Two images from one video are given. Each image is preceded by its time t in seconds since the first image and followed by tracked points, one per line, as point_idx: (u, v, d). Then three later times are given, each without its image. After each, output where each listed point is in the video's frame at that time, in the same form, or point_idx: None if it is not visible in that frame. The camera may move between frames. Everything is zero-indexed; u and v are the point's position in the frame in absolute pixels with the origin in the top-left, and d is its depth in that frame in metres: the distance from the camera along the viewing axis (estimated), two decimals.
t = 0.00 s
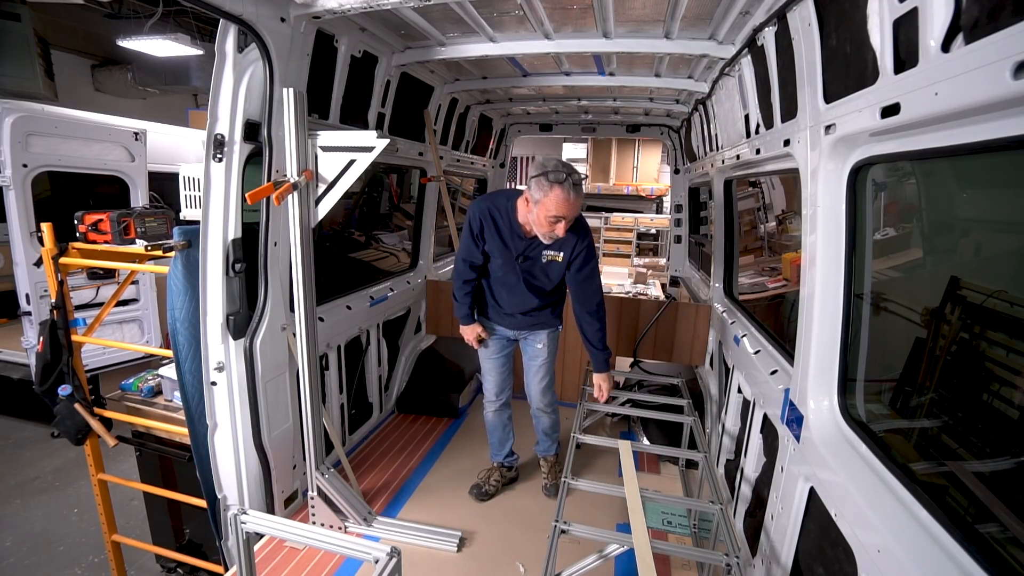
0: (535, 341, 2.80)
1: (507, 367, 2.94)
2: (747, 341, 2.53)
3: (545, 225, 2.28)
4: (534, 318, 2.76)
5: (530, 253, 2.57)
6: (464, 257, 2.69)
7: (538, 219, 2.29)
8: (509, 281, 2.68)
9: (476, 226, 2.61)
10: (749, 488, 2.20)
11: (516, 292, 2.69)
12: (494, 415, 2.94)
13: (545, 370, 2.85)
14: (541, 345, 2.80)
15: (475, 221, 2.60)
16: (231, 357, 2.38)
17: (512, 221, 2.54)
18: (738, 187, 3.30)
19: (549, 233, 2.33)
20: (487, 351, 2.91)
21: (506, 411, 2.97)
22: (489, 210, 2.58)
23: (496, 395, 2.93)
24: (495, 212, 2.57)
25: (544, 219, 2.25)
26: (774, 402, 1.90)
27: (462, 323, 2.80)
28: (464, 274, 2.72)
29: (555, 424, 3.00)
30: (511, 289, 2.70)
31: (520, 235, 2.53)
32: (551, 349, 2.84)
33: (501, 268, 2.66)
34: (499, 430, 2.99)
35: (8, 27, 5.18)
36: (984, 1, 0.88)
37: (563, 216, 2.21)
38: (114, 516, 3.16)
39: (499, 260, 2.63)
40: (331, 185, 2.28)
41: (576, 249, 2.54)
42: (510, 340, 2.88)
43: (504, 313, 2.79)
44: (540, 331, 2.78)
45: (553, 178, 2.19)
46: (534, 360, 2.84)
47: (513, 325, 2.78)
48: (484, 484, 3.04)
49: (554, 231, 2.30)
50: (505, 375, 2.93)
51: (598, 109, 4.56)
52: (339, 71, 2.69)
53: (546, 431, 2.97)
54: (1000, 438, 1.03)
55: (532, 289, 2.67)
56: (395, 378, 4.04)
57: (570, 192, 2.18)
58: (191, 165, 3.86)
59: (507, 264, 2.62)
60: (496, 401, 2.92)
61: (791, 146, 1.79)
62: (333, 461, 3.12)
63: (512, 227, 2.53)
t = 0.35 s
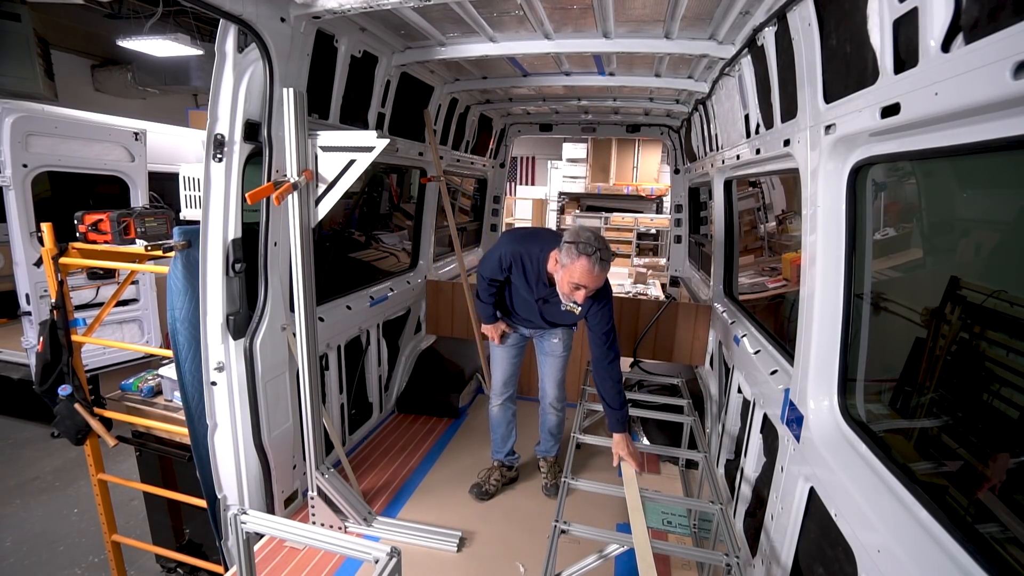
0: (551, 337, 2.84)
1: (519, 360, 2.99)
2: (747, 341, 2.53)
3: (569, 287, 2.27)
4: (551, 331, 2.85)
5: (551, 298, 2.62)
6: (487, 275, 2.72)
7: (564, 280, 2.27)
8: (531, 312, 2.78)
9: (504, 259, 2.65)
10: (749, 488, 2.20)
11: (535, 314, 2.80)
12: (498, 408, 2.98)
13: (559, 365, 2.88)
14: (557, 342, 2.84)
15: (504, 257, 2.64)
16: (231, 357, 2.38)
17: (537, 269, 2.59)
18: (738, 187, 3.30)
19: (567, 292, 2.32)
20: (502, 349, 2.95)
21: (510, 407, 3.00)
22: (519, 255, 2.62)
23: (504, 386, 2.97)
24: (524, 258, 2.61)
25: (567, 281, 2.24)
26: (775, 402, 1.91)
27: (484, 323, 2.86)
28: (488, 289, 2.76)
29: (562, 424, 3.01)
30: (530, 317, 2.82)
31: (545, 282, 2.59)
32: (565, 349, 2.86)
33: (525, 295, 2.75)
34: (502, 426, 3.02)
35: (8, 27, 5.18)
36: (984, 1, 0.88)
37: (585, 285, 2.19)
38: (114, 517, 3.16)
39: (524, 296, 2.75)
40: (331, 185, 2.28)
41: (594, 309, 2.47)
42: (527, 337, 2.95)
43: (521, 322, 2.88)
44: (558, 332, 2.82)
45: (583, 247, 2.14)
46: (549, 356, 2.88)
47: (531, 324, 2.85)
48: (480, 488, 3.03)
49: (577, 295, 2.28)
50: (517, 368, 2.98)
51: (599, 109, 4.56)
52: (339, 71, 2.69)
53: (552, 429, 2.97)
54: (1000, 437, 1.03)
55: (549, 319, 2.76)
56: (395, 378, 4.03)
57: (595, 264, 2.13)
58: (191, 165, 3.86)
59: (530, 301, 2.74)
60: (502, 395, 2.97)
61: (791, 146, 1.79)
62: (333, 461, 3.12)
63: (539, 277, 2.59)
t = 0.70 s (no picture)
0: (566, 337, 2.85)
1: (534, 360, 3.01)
2: (748, 341, 2.52)
3: (575, 212, 2.38)
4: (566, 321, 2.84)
5: (568, 258, 2.66)
6: (506, 255, 2.86)
7: (571, 208, 2.40)
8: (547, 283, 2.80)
9: (519, 229, 2.79)
10: (749, 488, 2.20)
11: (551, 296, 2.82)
12: (508, 405, 3.01)
13: (571, 367, 2.88)
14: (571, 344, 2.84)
15: (517, 225, 2.77)
16: (231, 357, 2.38)
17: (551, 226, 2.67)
18: (737, 187, 3.30)
19: (579, 222, 2.39)
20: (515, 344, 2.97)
21: (520, 405, 3.03)
22: (531, 216, 2.73)
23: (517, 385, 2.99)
24: (535, 217, 2.71)
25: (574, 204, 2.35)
26: (775, 402, 1.90)
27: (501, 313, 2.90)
28: (506, 276, 2.89)
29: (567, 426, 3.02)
30: (545, 291, 2.82)
31: (561, 240, 2.65)
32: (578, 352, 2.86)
33: (540, 269, 2.80)
34: (510, 423, 3.06)
35: (8, 27, 5.18)
36: (984, 1, 0.88)
37: (591, 201, 2.31)
38: (114, 517, 3.16)
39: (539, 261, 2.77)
40: (331, 185, 2.28)
41: (612, 256, 2.61)
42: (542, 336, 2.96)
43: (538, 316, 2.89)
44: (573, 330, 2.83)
45: (588, 165, 2.34)
46: (563, 357, 2.89)
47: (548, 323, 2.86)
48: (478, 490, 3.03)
49: (585, 220, 2.37)
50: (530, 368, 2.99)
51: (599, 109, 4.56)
52: (339, 71, 2.69)
53: (558, 429, 2.98)
54: (1000, 438, 1.03)
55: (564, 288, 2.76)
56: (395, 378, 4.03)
57: (600, 176, 2.30)
58: (190, 164, 3.86)
59: (545, 262, 2.75)
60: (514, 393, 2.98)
61: (791, 146, 1.79)
62: (333, 461, 3.12)
63: (553, 233, 2.66)
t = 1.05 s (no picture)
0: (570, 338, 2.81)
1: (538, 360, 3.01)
2: (747, 341, 2.53)
3: (568, 151, 2.54)
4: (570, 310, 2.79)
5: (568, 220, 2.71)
6: (515, 239, 2.91)
7: (564, 150, 2.55)
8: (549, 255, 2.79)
9: (523, 204, 2.85)
10: (749, 488, 2.20)
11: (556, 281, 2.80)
12: (513, 401, 3.03)
13: (574, 371, 2.88)
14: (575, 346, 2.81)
15: (520, 198, 2.83)
16: (231, 357, 2.38)
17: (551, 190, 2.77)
18: (737, 187, 3.30)
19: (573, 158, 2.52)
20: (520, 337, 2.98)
21: (524, 403, 3.06)
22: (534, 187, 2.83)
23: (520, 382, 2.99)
24: (539, 185, 2.82)
25: (567, 141, 2.54)
26: (775, 402, 1.91)
27: (506, 302, 2.85)
28: (513, 272, 2.91)
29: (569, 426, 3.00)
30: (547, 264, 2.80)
31: (560, 200, 2.73)
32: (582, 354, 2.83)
33: (542, 240, 2.80)
34: (514, 418, 3.09)
35: (8, 27, 5.18)
36: (984, 1, 0.88)
37: (580, 131, 2.49)
38: (114, 517, 3.16)
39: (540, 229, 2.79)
40: (331, 185, 2.28)
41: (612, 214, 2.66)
42: (546, 334, 2.94)
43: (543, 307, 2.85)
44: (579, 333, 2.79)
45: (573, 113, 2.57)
46: (566, 361, 2.87)
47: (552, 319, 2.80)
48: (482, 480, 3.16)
49: (579, 154, 2.50)
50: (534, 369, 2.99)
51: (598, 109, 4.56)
52: (339, 71, 2.69)
53: (560, 428, 2.98)
54: (1000, 437, 1.03)
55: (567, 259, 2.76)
56: (395, 378, 4.03)
57: (586, 115, 2.51)
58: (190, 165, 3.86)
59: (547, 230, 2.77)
60: (518, 387, 2.99)
61: (791, 146, 1.79)
62: (333, 461, 3.12)
63: (553, 194, 2.75)
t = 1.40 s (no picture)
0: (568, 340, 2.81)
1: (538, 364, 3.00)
2: (747, 341, 2.52)
3: (565, 140, 2.55)
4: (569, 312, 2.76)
5: (567, 211, 2.69)
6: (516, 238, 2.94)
7: (561, 140, 2.57)
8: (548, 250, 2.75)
9: (524, 199, 2.88)
10: (749, 487, 2.20)
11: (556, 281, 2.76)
12: (513, 407, 3.04)
13: (574, 373, 2.87)
14: (574, 349, 2.81)
15: (522, 195, 2.87)
16: (231, 357, 2.38)
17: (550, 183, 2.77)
18: (737, 187, 3.30)
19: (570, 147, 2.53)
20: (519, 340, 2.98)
21: (525, 408, 3.05)
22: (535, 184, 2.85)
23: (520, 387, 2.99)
24: (539, 182, 2.82)
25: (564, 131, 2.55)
26: (775, 402, 1.90)
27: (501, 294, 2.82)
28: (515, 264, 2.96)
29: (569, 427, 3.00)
30: (546, 258, 2.77)
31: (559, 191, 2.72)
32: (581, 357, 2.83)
33: (541, 233, 2.78)
34: (515, 423, 3.09)
35: (8, 27, 5.17)
36: (983, 1, 0.88)
37: (576, 122, 2.49)
38: (114, 517, 3.15)
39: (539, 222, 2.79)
40: (331, 185, 2.28)
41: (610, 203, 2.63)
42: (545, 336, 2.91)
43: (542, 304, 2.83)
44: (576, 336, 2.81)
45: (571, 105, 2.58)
46: (565, 364, 2.87)
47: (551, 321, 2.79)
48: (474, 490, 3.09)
49: (575, 144, 2.51)
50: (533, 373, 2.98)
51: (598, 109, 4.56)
52: (339, 71, 2.69)
53: (560, 429, 2.99)
54: (1000, 437, 1.03)
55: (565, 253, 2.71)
56: (395, 378, 4.03)
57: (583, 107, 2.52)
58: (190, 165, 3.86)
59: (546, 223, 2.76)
60: (518, 390, 2.98)
61: (791, 146, 1.79)
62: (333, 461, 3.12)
63: (553, 187, 2.75)
